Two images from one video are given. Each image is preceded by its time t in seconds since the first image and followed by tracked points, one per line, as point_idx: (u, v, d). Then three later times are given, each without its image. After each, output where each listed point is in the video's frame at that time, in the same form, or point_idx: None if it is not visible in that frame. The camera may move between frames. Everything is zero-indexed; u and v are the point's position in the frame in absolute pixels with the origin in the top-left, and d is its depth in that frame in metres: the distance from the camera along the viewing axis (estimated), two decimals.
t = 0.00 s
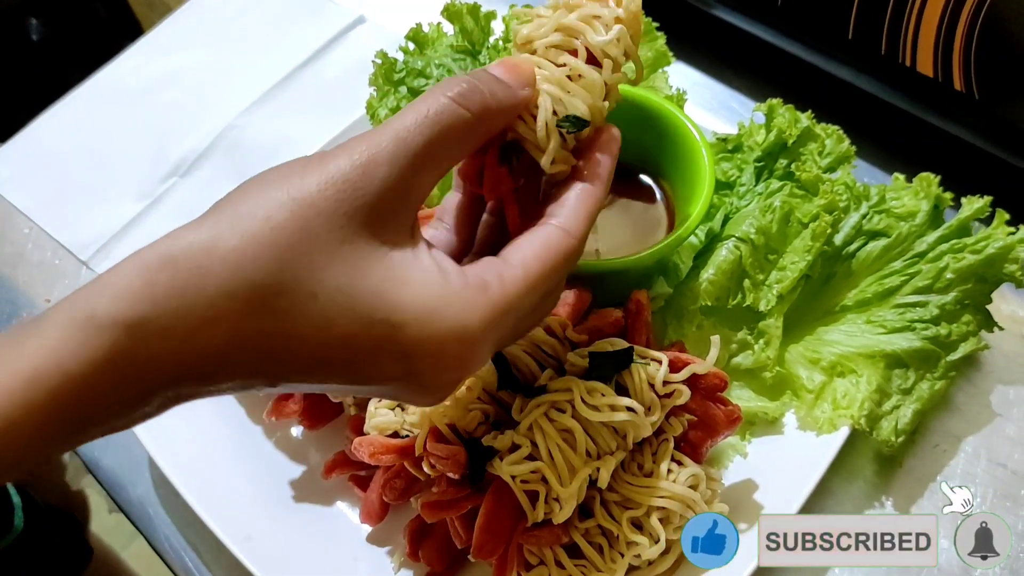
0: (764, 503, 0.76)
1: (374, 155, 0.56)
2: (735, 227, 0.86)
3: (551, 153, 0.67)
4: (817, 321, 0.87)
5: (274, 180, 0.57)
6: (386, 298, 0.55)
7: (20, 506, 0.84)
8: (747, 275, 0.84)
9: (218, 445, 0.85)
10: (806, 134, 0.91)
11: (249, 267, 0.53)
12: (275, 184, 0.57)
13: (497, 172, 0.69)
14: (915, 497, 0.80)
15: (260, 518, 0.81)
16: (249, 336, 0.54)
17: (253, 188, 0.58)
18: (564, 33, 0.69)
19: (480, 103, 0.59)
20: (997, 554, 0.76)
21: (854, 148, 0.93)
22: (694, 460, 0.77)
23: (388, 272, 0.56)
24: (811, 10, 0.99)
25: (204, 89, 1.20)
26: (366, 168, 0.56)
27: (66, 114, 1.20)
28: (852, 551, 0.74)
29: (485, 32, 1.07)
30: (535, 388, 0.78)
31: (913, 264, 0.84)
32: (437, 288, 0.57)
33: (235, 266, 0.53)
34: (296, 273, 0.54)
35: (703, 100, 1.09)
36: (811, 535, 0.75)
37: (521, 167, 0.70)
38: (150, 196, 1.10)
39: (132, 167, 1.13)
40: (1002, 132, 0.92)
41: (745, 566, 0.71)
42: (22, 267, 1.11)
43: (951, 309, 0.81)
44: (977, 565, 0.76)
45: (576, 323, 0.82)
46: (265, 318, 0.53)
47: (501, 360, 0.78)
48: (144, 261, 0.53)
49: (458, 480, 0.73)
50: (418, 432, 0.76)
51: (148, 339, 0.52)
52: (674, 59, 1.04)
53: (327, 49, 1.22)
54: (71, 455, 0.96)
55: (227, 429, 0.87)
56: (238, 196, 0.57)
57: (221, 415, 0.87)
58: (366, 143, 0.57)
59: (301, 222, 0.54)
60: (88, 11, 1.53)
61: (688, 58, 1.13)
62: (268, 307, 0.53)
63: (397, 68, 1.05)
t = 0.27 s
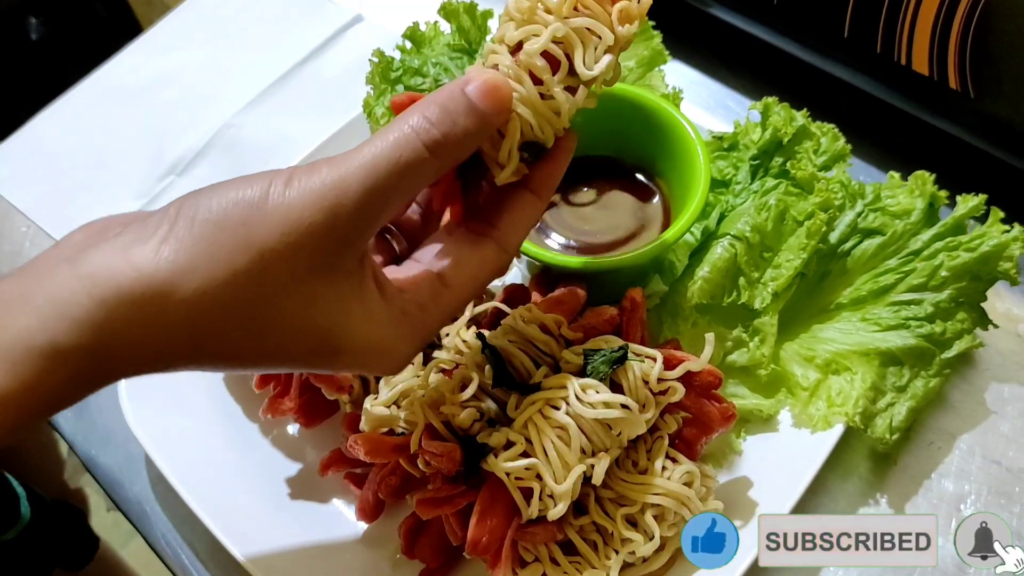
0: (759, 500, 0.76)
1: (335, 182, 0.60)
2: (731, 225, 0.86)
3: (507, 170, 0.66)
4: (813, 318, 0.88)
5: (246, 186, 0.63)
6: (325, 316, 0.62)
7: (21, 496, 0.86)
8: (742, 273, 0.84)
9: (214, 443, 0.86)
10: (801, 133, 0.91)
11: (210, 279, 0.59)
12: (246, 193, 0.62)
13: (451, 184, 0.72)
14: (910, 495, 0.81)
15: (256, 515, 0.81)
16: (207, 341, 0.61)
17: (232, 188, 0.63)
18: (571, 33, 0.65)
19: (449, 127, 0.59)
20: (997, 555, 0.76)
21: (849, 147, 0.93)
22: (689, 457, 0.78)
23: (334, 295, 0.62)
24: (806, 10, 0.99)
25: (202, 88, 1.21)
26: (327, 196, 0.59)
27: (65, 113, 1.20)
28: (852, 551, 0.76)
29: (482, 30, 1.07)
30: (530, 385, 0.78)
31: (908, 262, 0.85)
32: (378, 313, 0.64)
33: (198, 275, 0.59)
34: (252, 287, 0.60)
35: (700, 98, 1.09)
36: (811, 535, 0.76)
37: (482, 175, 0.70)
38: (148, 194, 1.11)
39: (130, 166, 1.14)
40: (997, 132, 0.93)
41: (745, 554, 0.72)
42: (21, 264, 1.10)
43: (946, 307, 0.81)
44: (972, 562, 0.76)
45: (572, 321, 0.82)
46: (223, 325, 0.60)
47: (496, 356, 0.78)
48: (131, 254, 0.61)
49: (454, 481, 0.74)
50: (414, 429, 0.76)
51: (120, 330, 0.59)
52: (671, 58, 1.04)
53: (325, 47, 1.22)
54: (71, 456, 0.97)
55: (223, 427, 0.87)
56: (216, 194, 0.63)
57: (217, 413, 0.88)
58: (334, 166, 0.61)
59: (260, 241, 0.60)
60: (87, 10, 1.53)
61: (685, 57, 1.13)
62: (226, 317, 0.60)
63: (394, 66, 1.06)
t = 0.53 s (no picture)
0: (749, 501, 0.77)
1: (329, 194, 0.61)
2: (723, 227, 0.87)
3: (489, 163, 0.69)
4: (804, 320, 0.88)
5: (236, 185, 0.64)
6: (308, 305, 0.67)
7: (15, 508, 0.84)
8: (734, 276, 0.85)
9: (209, 444, 0.86)
10: (793, 136, 0.92)
11: (211, 286, 0.62)
12: (237, 195, 0.63)
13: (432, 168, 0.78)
14: (899, 496, 0.81)
15: (250, 516, 0.81)
16: (212, 336, 0.66)
17: (220, 187, 0.64)
18: (568, 44, 0.66)
19: (442, 145, 0.60)
20: (999, 557, 0.77)
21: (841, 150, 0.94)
22: (680, 458, 0.78)
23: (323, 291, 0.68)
24: (797, 12, 0.99)
25: (198, 90, 1.21)
26: (321, 209, 0.61)
27: (62, 115, 1.20)
28: (852, 551, 0.76)
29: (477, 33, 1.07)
30: (522, 387, 0.80)
31: (899, 265, 0.85)
32: (361, 303, 0.72)
33: (199, 284, 0.62)
34: (251, 291, 0.64)
35: (694, 101, 1.10)
36: (811, 535, 0.76)
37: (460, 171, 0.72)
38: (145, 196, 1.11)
39: (127, 168, 1.14)
40: (987, 134, 0.93)
41: (748, 544, 0.73)
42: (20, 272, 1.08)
43: (936, 309, 0.82)
44: (962, 561, 0.77)
45: (565, 323, 0.82)
46: (223, 323, 0.65)
47: (487, 359, 0.81)
48: (127, 259, 0.62)
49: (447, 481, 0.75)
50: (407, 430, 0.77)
51: (128, 337, 0.62)
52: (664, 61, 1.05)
53: (321, 49, 1.23)
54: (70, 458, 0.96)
55: (218, 428, 0.88)
56: (204, 193, 0.64)
57: (212, 413, 0.88)
58: (324, 174, 0.62)
59: (256, 250, 0.62)
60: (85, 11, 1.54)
61: (679, 59, 1.14)
62: (227, 317, 0.65)
63: (389, 69, 1.06)
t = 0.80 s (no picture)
0: (743, 500, 0.77)
1: (323, 191, 0.62)
2: (717, 227, 0.87)
3: (477, 148, 0.69)
4: (799, 320, 0.88)
5: (230, 179, 0.64)
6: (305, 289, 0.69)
7: (15, 501, 0.85)
8: (728, 276, 0.85)
9: (205, 443, 0.87)
10: (787, 136, 0.92)
11: (210, 282, 0.63)
12: (232, 190, 0.63)
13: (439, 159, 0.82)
14: (893, 494, 0.81)
15: (246, 515, 0.82)
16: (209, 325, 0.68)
17: (213, 179, 0.64)
18: (561, 36, 0.66)
19: (434, 140, 0.62)
20: (996, 556, 0.77)
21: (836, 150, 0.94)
22: (675, 457, 0.79)
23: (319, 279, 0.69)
24: (791, 12, 0.98)
25: (196, 91, 1.22)
26: (316, 206, 0.62)
27: (60, 115, 1.21)
28: (852, 551, 0.77)
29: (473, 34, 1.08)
30: (517, 386, 0.80)
31: (893, 264, 0.85)
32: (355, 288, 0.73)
33: (197, 280, 0.63)
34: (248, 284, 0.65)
35: (690, 102, 1.10)
36: (811, 535, 0.77)
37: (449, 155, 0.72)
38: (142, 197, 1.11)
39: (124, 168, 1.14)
40: (981, 134, 0.93)
41: (745, 534, 0.75)
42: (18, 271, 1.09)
43: (929, 309, 0.82)
44: (955, 560, 0.77)
45: (559, 323, 0.82)
46: (223, 312, 0.67)
47: (482, 358, 0.81)
48: (124, 258, 0.62)
49: (443, 481, 0.75)
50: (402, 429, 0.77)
51: (129, 333, 0.63)
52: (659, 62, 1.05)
53: (318, 49, 1.23)
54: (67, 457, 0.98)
55: (214, 427, 0.88)
56: (198, 188, 0.63)
57: (209, 413, 0.89)
58: (318, 169, 0.62)
59: (252, 245, 0.63)
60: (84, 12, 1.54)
61: (675, 60, 1.14)
62: (225, 309, 0.66)
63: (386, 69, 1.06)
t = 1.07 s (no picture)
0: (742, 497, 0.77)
1: (316, 176, 0.62)
2: (715, 224, 0.88)
3: (474, 124, 0.69)
4: (797, 316, 0.89)
5: (222, 169, 0.64)
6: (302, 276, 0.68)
7: (15, 497, 0.85)
8: (727, 272, 0.85)
9: (204, 440, 0.87)
10: (785, 134, 0.92)
11: (207, 273, 0.63)
12: (223, 179, 0.63)
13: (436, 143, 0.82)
14: (891, 491, 0.81)
15: (245, 512, 0.82)
16: (208, 319, 0.67)
17: (205, 169, 0.64)
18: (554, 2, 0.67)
19: (427, 119, 0.61)
20: (997, 554, 0.77)
21: (834, 147, 0.94)
22: (673, 454, 0.79)
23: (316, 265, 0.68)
24: (789, 11, 0.98)
25: (196, 89, 1.22)
26: (309, 192, 0.62)
27: (59, 113, 1.21)
28: (852, 551, 0.77)
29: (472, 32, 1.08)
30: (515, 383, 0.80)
31: (891, 261, 0.85)
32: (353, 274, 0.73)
33: (194, 272, 0.63)
34: (244, 276, 0.65)
35: (689, 99, 1.10)
36: (811, 535, 0.77)
37: (447, 131, 0.72)
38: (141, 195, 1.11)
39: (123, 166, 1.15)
40: (980, 132, 0.93)
41: (743, 531, 0.75)
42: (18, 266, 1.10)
43: (927, 305, 0.82)
44: (953, 556, 0.78)
45: (558, 319, 0.82)
46: (222, 304, 0.66)
47: (481, 354, 0.81)
48: (119, 254, 0.62)
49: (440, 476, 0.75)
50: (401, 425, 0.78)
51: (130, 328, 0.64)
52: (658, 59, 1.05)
53: (318, 47, 1.23)
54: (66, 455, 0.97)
55: (213, 424, 0.88)
56: (189, 180, 0.63)
57: (208, 409, 0.89)
58: (310, 155, 0.62)
59: (247, 235, 0.63)
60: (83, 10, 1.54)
61: (674, 58, 1.14)
62: (223, 301, 0.66)
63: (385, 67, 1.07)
